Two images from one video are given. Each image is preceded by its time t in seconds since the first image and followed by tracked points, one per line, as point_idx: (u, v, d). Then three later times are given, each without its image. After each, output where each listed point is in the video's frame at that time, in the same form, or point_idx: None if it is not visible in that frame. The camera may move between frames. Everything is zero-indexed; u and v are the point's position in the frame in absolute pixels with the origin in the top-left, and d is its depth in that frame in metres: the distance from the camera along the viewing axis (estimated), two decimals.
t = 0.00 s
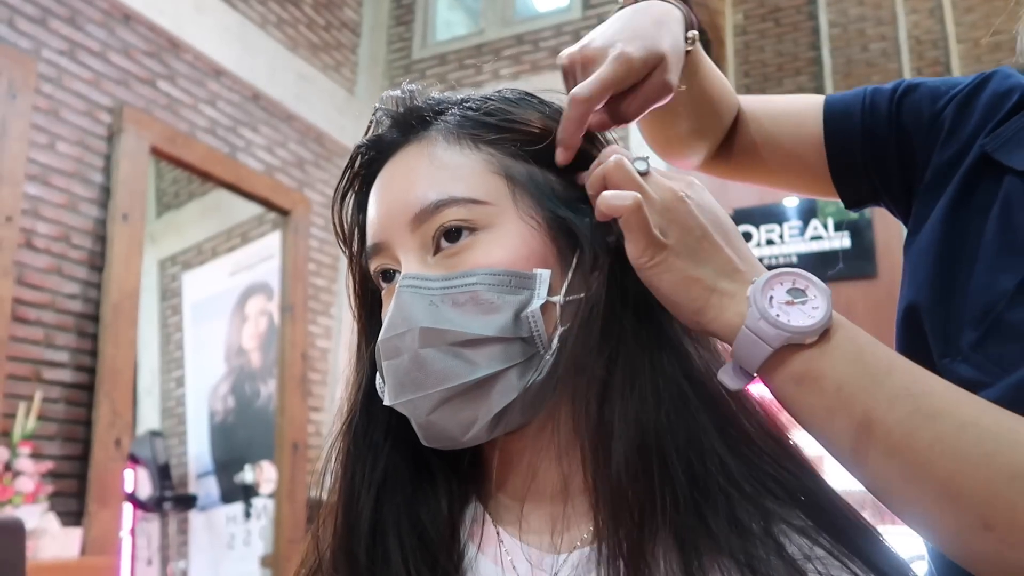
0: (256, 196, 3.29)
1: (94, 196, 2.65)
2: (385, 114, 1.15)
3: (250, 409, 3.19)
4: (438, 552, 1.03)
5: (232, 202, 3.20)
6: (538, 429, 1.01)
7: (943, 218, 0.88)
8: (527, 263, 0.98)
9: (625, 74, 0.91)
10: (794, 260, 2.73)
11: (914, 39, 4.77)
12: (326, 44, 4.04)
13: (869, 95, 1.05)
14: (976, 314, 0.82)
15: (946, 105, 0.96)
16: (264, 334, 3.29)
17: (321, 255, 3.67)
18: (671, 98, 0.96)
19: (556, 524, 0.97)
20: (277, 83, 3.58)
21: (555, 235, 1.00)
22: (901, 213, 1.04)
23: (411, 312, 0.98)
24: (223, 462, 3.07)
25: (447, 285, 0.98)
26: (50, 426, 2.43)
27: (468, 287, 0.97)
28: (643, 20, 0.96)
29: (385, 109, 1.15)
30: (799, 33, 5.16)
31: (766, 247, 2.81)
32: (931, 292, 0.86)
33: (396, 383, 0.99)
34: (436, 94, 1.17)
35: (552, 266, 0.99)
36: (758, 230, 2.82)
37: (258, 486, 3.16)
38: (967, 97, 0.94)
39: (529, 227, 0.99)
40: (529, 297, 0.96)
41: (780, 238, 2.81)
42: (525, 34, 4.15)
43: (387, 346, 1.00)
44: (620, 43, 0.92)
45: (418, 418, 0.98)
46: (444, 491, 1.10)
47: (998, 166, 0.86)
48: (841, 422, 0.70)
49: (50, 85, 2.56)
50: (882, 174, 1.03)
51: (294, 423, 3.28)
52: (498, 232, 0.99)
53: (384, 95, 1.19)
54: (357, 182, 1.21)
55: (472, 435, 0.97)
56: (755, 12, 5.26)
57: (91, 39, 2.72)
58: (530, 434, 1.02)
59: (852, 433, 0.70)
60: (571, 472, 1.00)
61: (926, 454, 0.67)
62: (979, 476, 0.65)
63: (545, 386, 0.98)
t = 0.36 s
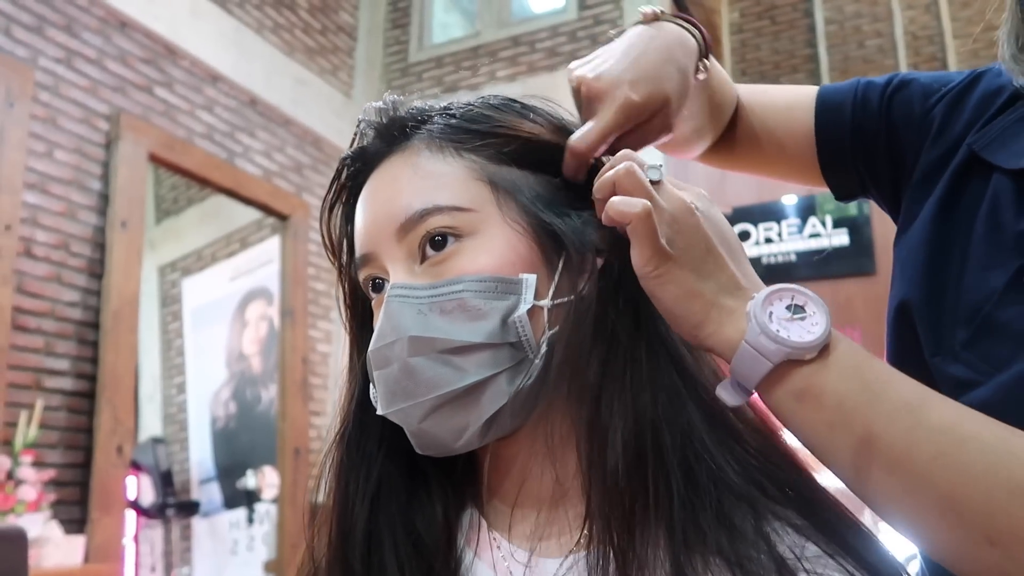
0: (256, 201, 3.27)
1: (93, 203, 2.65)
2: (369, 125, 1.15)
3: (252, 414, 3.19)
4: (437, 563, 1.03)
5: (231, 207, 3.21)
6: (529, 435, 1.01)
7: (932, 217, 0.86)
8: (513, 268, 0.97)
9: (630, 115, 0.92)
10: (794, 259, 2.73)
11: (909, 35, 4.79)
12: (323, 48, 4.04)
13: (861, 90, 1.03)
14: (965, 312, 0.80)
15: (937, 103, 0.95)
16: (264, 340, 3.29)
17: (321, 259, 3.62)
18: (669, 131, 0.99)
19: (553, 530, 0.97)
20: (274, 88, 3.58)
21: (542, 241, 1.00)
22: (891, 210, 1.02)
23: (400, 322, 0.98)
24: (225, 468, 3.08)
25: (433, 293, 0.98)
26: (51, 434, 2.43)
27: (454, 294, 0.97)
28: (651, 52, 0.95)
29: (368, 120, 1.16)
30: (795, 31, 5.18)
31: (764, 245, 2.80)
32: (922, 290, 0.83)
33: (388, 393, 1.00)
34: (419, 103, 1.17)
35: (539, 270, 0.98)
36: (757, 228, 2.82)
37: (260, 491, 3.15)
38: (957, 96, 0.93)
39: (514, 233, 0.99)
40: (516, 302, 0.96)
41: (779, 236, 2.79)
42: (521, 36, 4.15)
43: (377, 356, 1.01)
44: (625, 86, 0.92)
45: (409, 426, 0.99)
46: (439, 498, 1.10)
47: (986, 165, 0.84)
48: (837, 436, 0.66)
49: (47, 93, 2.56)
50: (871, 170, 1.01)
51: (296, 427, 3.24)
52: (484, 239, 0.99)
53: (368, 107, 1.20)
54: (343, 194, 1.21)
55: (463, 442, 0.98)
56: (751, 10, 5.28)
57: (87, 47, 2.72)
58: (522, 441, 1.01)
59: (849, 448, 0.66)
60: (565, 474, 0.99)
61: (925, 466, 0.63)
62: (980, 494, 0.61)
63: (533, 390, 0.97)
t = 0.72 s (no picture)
0: (257, 209, 3.26)
1: (94, 211, 2.66)
2: (355, 138, 1.15)
3: (254, 420, 3.18)
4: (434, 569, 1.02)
5: (232, 214, 3.24)
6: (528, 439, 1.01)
7: (931, 216, 0.86)
8: (503, 273, 0.97)
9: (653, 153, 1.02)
10: (795, 258, 2.70)
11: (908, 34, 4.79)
12: (322, 53, 4.05)
13: (862, 95, 1.04)
14: (965, 306, 0.80)
15: (936, 105, 0.95)
16: (267, 345, 3.27)
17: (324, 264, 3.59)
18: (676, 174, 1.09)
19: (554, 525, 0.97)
20: (274, 94, 3.59)
21: (533, 245, 1.00)
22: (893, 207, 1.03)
23: (394, 331, 0.98)
24: (228, 474, 3.08)
25: (424, 301, 0.98)
26: (55, 442, 2.43)
27: (446, 301, 0.96)
28: (692, 95, 1.05)
29: (354, 133, 1.15)
30: (794, 31, 5.17)
31: (764, 246, 2.78)
32: (921, 285, 0.83)
33: (384, 402, 1.00)
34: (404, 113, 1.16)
35: (531, 274, 0.99)
36: (757, 230, 2.81)
37: (264, 497, 3.12)
38: (956, 97, 0.93)
39: (504, 238, 0.99)
40: (507, 307, 0.96)
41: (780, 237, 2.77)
42: (519, 39, 4.15)
43: (373, 365, 1.01)
44: (669, 121, 1.02)
45: (407, 433, 1.00)
46: (435, 505, 1.09)
47: (985, 165, 0.84)
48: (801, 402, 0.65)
49: (47, 102, 2.57)
50: (871, 171, 1.03)
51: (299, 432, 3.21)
52: (474, 246, 0.98)
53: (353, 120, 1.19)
54: (334, 208, 1.22)
55: (461, 448, 0.98)
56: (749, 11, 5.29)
57: (87, 55, 2.73)
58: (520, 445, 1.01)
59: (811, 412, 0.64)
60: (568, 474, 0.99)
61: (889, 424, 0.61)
62: (941, 447, 0.59)
63: (528, 394, 0.98)
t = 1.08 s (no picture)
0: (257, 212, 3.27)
1: (95, 215, 2.66)
2: (347, 148, 1.14)
3: (255, 423, 3.19)
4: (429, 571, 1.02)
5: (233, 218, 3.23)
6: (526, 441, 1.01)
7: (945, 217, 0.85)
8: (498, 276, 0.98)
9: (646, 175, 1.03)
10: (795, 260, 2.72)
11: (909, 36, 4.80)
12: (323, 57, 4.06)
13: (880, 100, 1.04)
14: (978, 304, 0.79)
15: (952, 110, 0.93)
16: (268, 348, 3.29)
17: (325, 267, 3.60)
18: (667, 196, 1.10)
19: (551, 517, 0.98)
20: (275, 98, 3.59)
21: (529, 248, 1.00)
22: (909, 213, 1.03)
23: (391, 336, 0.98)
24: (229, 477, 3.09)
25: (420, 306, 0.98)
26: (56, 446, 2.43)
27: (441, 305, 0.97)
28: (691, 122, 1.06)
29: (346, 144, 1.15)
30: (794, 33, 5.17)
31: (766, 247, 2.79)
32: (936, 285, 0.83)
33: (382, 410, 1.00)
34: (395, 121, 1.16)
35: (525, 277, 0.99)
36: (758, 231, 2.81)
37: (266, 501, 3.13)
38: (969, 104, 0.91)
39: (498, 241, 0.99)
40: (502, 309, 0.96)
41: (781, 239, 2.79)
42: (520, 42, 4.16)
43: (370, 373, 1.01)
44: (665, 145, 1.02)
45: (405, 439, 0.99)
46: (431, 511, 1.08)
47: (997, 165, 0.83)
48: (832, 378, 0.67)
49: (49, 106, 2.57)
50: (886, 174, 1.02)
51: (300, 436, 3.22)
52: (468, 249, 0.99)
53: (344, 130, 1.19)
54: (328, 219, 1.22)
55: (460, 451, 0.97)
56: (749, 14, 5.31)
57: (88, 59, 2.73)
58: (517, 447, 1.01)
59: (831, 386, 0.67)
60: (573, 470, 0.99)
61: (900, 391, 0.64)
62: (983, 416, 0.59)
63: (524, 396, 0.98)
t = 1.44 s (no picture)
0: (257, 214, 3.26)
1: (95, 217, 2.66)
2: (342, 154, 1.14)
3: (254, 426, 3.18)
4: None
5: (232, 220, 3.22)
6: (524, 445, 1.01)
7: (954, 227, 0.92)
8: (490, 282, 0.98)
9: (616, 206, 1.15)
10: (795, 262, 2.70)
11: (908, 39, 4.83)
12: (323, 60, 4.06)
13: (882, 124, 1.11)
14: (987, 307, 0.85)
15: (953, 127, 1.02)
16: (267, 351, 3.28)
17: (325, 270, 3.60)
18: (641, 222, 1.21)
19: (551, 519, 0.98)
20: (275, 100, 3.59)
21: (522, 253, 1.00)
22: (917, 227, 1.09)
23: (384, 344, 0.98)
24: (228, 480, 3.08)
25: (413, 313, 0.98)
26: (55, 448, 2.43)
27: (434, 312, 0.97)
28: (665, 164, 1.15)
29: (341, 149, 1.15)
30: (793, 36, 5.17)
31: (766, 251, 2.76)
32: (947, 293, 0.90)
33: (375, 415, 1.01)
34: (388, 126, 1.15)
35: (518, 281, 0.99)
36: (758, 234, 2.79)
37: (264, 503, 3.11)
38: (969, 122, 1.00)
39: (489, 247, 0.99)
40: (494, 315, 0.96)
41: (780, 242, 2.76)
42: (519, 45, 4.16)
43: (364, 380, 1.02)
44: (637, 183, 1.14)
45: (400, 445, 0.99)
46: (430, 516, 1.08)
47: (1001, 177, 0.91)
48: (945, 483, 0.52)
49: (48, 109, 2.58)
50: (890, 190, 1.09)
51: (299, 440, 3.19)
52: (461, 255, 0.99)
53: (339, 136, 1.19)
54: (325, 224, 1.21)
55: (455, 457, 0.97)
56: (749, 17, 5.32)
57: (88, 62, 2.73)
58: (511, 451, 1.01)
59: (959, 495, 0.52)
60: (571, 471, 0.99)
61: None
62: None
63: (519, 402, 0.97)
